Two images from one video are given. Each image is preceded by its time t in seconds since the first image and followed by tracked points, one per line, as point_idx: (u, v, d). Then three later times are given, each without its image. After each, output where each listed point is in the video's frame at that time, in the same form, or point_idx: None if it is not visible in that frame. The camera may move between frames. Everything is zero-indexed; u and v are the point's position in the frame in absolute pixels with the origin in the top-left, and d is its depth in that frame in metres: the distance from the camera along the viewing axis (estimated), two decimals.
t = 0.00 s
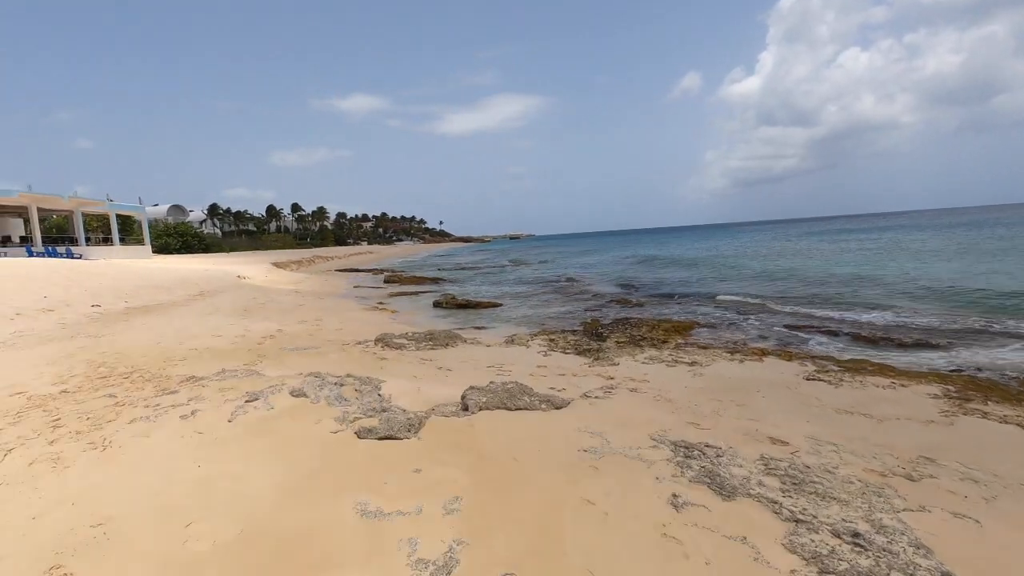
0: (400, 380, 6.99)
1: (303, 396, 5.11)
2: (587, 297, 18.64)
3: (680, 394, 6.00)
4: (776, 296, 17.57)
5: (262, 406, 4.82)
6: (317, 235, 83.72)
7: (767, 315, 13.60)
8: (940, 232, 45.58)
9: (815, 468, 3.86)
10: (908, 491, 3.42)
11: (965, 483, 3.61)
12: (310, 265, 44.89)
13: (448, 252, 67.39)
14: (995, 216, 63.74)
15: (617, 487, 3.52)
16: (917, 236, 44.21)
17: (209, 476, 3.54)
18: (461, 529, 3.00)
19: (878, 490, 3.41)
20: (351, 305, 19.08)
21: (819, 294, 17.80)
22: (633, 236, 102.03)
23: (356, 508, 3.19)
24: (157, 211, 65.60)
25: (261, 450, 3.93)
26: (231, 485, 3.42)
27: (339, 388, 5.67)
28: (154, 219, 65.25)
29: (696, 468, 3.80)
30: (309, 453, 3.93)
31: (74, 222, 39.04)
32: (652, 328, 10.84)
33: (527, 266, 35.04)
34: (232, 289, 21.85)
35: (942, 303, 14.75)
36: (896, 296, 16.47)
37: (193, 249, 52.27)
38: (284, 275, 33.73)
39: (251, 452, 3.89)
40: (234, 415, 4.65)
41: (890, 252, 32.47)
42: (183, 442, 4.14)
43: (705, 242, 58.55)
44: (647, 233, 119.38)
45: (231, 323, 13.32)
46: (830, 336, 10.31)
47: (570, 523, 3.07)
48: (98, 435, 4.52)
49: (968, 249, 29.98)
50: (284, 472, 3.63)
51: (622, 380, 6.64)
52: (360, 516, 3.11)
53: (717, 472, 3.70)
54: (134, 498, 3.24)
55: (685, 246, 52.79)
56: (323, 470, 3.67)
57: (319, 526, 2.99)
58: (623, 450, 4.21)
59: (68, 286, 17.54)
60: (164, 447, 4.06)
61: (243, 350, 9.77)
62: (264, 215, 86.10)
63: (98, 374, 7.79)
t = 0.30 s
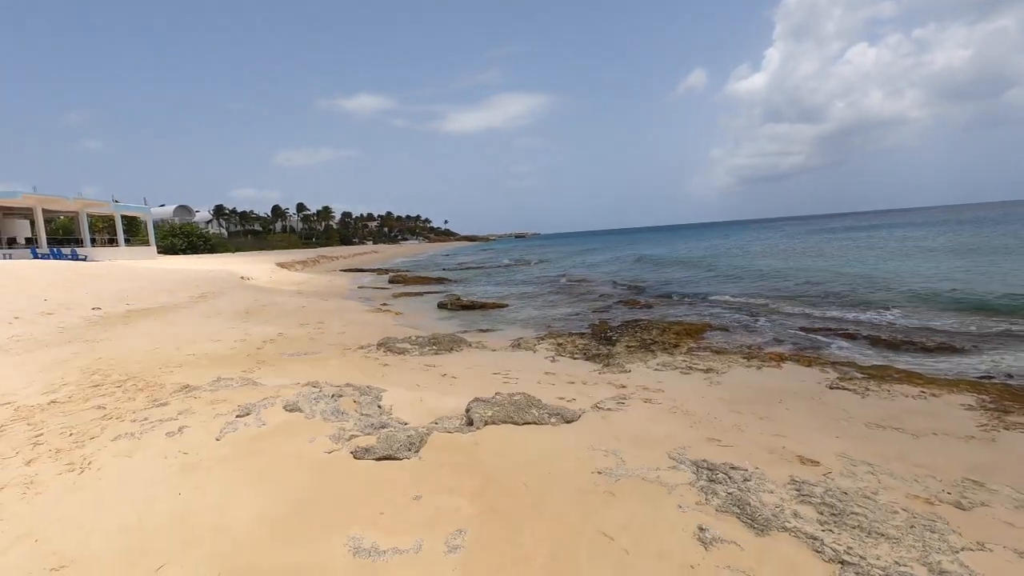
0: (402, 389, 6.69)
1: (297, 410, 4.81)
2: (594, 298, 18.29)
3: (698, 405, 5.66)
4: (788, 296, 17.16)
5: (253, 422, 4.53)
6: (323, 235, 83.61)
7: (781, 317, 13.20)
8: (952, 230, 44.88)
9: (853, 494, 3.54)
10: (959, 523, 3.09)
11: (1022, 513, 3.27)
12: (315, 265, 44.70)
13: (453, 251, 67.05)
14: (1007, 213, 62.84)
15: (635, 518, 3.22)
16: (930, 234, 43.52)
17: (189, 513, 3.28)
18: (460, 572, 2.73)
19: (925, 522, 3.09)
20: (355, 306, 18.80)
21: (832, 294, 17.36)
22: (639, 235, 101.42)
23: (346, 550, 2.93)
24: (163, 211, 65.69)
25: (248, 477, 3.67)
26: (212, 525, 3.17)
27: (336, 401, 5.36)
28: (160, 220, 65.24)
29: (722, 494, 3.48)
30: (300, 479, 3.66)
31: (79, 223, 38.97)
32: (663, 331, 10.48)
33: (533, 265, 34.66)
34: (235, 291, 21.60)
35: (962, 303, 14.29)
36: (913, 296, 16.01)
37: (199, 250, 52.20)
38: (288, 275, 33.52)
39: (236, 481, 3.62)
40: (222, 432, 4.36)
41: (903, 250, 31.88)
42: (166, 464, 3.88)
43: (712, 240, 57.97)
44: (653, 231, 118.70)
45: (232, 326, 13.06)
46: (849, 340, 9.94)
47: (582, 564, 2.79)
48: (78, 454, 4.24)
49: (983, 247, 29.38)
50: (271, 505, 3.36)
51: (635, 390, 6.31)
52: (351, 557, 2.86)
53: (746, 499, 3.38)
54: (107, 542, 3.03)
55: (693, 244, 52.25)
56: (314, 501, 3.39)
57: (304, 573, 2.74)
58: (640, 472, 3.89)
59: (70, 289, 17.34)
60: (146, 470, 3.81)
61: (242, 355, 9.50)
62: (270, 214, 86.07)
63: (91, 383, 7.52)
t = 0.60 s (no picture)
0: (403, 393, 6.37)
1: (289, 418, 4.49)
2: (600, 297, 17.95)
3: (717, 411, 5.32)
4: (799, 295, 16.78)
5: (242, 432, 4.21)
6: (327, 234, 83.43)
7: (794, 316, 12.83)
8: (962, 227, 44.29)
9: (900, 515, 3.20)
10: None
11: None
12: (318, 264, 44.49)
13: (457, 250, 66.77)
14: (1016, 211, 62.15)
15: (660, 543, 2.88)
16: (939, 231, 42.94)
17: (162, 540, 2.96)
18: None
19: (988, 551, 2.75)
20: (357, 306, 18.52)
21: (844, 293, 16.96)
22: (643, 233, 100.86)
23: None
24: (167, 211, 65.65)
25: (231, 494, 3.36)
26: (187, 553, 2.85)
27: (332, 407, 5.05)
28: (164, 219, 65.13)
29: (755, 515, 3.14)
30: (288, 497, 3.34)
31: (82, 222, 38.84)
32: (673, 331, 10.15)
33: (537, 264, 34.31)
34: (237, 290, 21.31)
35: (979, 302, 13.88)
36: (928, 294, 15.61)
37: (202, 249, 52.07)
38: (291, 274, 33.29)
39: (218, 500, 3.30)
40: (209, 442, 4.05)
41: (913, 248, 31.39)
42: (145, 479, 3.56)
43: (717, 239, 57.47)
44: (658, 230, 118.16)
45: (231, 326, 12.78)
46: (867, 341, 9.58)
47: None
48: (54, 466, 3.94)
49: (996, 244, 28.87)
50: (256, 528, 3.05)
51: (649, 395, 5.97)
52: None
53: (783, 522, 3.04)
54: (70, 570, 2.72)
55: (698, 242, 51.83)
56: (303, 523, 3.07)
57: None
58: (661, 488, 3.55)
59: (69, 289, 17.08)
60: (122, 485, 3.51)
61: (239, 356, 9.20)
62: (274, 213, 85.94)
63: (81, 386, 7.22)
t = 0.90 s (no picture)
0: (403, 403, 6.05)
1: (279, 435, 4.18)
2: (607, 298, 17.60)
3: (737, 425, 4.98)
4: (811, 297, 16.37)
5: (227, 451, 3.91)
6: (331, 233, 83.29)
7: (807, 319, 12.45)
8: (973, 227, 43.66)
9: (954, 554, 2.86)
10: None
11: None
12: (321, 264, 44.27)
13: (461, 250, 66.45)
14: None
15: None
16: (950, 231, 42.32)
17: None
18: None
19: None
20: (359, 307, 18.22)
21: (856, 294, 16.55)
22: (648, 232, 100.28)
23: None
24: (172, 210, 65.63)
25: (211, 525, 3.07)
26: None
27: (326, 421, 4.73)
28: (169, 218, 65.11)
29: (792, 554, 2.81)
30: (272, 532, 3.04)
31: (86, 222, 38.71)
32: (684, 335, 9.80)
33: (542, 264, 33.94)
34: (238, 290, 21.04)
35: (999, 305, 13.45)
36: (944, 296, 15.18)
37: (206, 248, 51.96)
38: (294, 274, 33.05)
39: (194, 534, 3.01)
40: (190, 462, 3.75)
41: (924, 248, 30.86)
42: (115, 507, 3.24)
43: (723, 238, 56.93)
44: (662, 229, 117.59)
45: (230, 329, 12.51)
46: (887, 346, 9.20)
47: None
48: (22, 488, 3.64)
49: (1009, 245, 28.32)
50: (234, 568, 2.75)
51: (663, 406, 5.62)
52: None
53: (824, 564, 2.71)
54: None
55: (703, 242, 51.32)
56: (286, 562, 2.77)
57: None
58: (682, 517, 3.22)
59: (68, 289, 16.87)
60: (92, 513, 3.20)
61: (236, 361, 8.91)
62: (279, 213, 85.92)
63: (69, 393, 6.94)
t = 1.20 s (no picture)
0: (396, 405, 5.74)
1: (256, 443, 3.86)
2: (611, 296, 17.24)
3: (752, 432, 4.63)
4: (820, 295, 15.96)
5: (198, 461, 3.60)
6: (335, 231, 83.13)
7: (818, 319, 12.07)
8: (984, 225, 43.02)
9: None
10: None
11: None
12: (324, 261, 44.00)
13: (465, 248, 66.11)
14: None
15: None
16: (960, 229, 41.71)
17: None
18: None
19: None
20: (359, 304, 17.93)
21: (867, 293, 16.14)
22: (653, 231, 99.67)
23: None
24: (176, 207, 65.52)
25: (170, 547, 2.75)
26: None
27: (310, 426, 4.41)
28: (173, 216, 65.02)
29: None
30: (239, 553, 2.73)
31: (89, 219, 38.56)
32: (691, 334, 9.46)
33: (545, 262, 33.56)
34: (239, 288, 20.78)
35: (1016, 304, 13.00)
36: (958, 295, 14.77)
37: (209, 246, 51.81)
38: (295, 271, 32.80)
39: (152, 556, 2.69)
40: (156, 474, 3.43)
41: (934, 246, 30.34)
42: (67, 525, 2.93)
43: (729, 236, 56.39)
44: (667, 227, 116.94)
45: (226, 326, 12.22)
46: (903, 346, 8.82)
47: None
48: None
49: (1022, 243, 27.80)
50: None
51: (672, 410, 5.29)
52: None
53: None
54: None
55: (709, 240, 50.80)
56: None
57: None
58: (697, 539, 2.89)
59: (65, 286, 16.63)
60: (41, 532, 2.89)
61: (228, 360, 8.62)
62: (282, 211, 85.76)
63: (50, 394, 6.66)
